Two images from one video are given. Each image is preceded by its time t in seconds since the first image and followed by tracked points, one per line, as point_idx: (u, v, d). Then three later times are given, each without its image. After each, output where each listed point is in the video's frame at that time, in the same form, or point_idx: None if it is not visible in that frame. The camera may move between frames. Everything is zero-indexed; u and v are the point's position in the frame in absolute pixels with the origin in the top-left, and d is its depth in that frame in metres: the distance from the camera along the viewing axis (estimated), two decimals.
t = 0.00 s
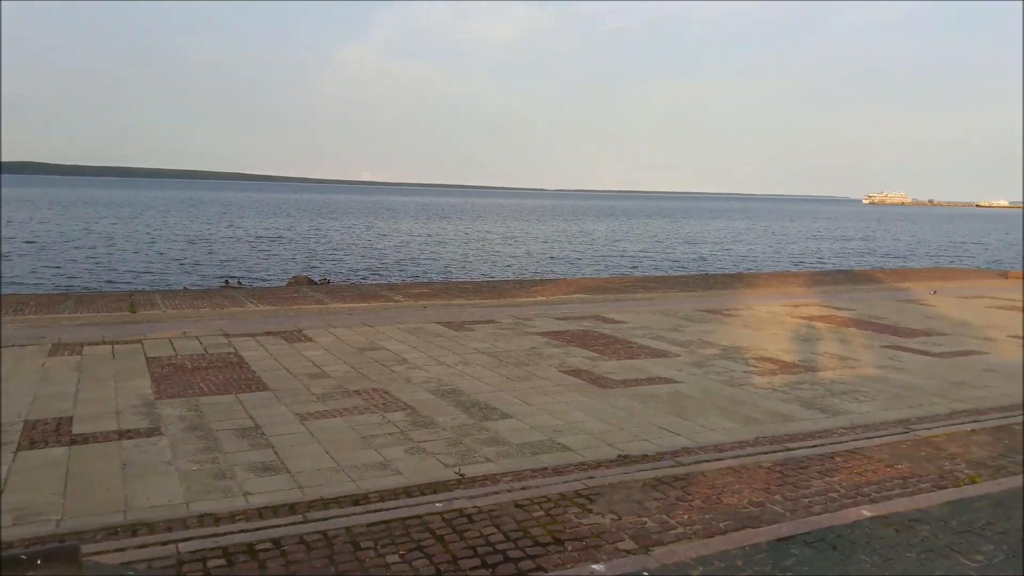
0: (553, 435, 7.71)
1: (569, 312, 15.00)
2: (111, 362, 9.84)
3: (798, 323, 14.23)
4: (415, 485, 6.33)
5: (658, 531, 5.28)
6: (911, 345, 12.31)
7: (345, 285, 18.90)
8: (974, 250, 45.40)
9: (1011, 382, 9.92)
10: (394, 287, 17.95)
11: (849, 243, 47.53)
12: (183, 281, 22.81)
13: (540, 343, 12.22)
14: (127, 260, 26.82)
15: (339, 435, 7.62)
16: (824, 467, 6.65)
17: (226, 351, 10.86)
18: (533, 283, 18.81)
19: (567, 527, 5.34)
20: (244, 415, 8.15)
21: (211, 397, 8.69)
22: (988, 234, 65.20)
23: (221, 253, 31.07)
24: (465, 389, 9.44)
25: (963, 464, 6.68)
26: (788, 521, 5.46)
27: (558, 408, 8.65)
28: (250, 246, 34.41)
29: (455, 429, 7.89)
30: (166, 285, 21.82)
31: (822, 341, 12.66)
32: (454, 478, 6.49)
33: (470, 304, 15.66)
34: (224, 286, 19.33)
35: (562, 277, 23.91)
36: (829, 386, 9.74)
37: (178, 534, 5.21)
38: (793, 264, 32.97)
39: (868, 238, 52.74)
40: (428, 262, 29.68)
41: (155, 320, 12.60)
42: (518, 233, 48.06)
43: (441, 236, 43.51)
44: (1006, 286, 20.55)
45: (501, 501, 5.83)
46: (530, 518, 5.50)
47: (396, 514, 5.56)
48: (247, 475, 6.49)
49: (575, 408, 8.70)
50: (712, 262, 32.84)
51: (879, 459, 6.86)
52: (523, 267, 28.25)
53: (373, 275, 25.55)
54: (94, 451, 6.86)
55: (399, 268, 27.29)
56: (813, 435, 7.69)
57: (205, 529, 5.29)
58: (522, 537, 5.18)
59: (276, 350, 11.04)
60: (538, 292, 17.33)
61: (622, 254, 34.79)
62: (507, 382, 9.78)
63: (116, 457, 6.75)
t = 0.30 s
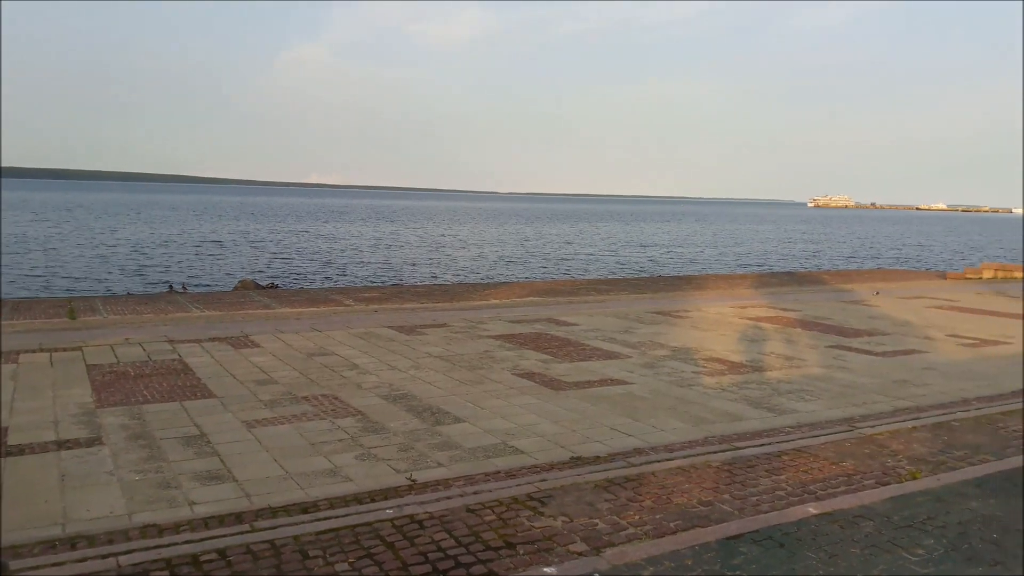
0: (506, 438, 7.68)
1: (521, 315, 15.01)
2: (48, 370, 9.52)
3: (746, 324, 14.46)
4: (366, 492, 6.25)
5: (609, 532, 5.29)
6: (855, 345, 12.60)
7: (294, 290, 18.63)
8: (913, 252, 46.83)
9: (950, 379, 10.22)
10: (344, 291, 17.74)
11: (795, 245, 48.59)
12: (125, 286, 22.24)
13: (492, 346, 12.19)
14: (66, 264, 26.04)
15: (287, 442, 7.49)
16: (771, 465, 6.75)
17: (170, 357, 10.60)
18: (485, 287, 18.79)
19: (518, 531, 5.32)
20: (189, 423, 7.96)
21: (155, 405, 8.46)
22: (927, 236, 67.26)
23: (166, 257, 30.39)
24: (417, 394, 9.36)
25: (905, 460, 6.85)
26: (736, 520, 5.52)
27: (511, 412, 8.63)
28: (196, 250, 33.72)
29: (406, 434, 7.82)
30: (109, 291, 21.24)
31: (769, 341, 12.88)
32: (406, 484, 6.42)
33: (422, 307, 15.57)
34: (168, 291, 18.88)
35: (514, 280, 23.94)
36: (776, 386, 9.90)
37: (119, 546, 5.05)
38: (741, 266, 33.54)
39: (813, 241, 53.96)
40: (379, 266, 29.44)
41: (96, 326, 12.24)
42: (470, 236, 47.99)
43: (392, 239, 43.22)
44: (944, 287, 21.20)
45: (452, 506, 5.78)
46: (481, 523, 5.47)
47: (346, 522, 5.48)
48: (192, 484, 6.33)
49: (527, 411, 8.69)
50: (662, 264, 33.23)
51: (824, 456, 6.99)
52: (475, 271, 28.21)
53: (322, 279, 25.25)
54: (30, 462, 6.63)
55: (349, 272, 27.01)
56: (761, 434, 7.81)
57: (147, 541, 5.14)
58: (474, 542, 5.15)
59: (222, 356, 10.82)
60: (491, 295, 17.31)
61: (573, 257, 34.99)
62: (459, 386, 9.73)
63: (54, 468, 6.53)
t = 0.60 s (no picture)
0: (458, 441, 7.65)
1: (473, 317, 14.97)
2: None
3: (696, 324, 14.64)
4: (315, 498, 6.15)
5: (561, 533, 5.29)
6: (801, 343, 12.85)
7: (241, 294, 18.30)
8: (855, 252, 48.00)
9: (892, 376, 10.48)
10: (292, 294, 17.49)
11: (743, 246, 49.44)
12: (64, 291, 21.61)
13: (443, 348, 12.13)
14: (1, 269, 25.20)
15: (235, 449, 7.34)
16: (720, 463, 6.84)
17: (112, 364, 10.31)
18: (437, 289, 18.71)
19: (470, 534, 5.29)
20: (132, 432, 7.74)
21: (95, 414, 8.21)
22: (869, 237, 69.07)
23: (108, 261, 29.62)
24: (368, 398, 9.26)
25: (850, 456, 6.99)
26: (686, 518, 5.57)
27: (463, 414, 8.60)
28: (139, 254, 32.92)
29: (357, 439, 7.72)
30: (47, 296, 20.59)
31: (718, 341, 13.06)
32: (357, 489, 6.34)
33: (372, 311, 15.42)
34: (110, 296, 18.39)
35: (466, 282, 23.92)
36: (725, 384, 10.04)
37: (56, 560, 4.88)
38: (690, 267, 34.01)
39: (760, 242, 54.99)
40: (329, 269, 29.10)
41: (33, 333, 11.85)
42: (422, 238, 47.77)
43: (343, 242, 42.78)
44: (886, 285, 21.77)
45: (403, 511, 5.73)
46: (432, 527, 5.42)
47: (295, 529, 5.38)
48: (134, 495, 6.16)
49: (479, 413, 8.66)
50: (613, 265, 33.51)
51: (772, 454, 7.10)
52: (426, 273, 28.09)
53: (270, 282, 24.88)
54: None
55: (298, 275, 26.67)
56: (710, 432, 7.90)
57: (87, 554, 4.98)
58: (425, 547, 5.10)
59: (167, 362, 10.56)
60: (443, 297, 17.26)
61: (525, 258, 35.05)
62: (411, 389, 9.66)
63: None
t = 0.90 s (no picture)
0: (408, 442, 7.58)
1: (423, 316, 14.87)
2: None
3: (645, 321, 14.76)
4: (262, 501, 6.03)
5: (511, 531, 5.28)
6: (748, 339, 13.07)
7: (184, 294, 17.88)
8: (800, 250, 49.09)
9: (835, 370, 10.73)
10: (237, 294, 17.15)
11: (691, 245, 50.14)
12: None
13: (393, 348, 12.03)
14: None
15: (178, 453, 7.16)
16: (668, 458, 6.90)
17: (49, 367, 9.98)
18: (387, 288, 18.54)
19: (420, 535, 5.25)
20: (70, 436, 7.49)
21: (31, 419, 7.93)
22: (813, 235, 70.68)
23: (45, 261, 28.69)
24: (316, 399, 9.13)
25: (793, 449, 7.13)
26: (635, 513, 5.61)
27: (413, 414, 8.53)
28: (78, 253, 31.97)
29: (304, 441, 7.60)
30: None
31: (667, 337, 13.19)
32: (305, 492, 6.24)
33: (321, 311, 15.21)
34: (47, 297, 17.81)
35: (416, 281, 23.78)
36: (673, 380, 10.15)
37: None
38: (639, 265, 34.36)
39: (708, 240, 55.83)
40: (276, 268, 28.63)
41: None
42: (371, 236, 47.37)
43: (291, 241, 42.10)
44: (828, 282, 22.30)
45: (352, 512, 5.65)
46: (381, 529, 5.36)
47: (240, 534, 5.26)
48: (73, 501, 5.96)
49: (429, 413, 8.60)
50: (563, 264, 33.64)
51: (718, 448, 7.20)
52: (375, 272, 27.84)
53: (215, 282, 24.39)
54: None
55: (244, 275, 26.19)
56: (659, 428, 7.98)
57: (21, 563, 4.80)
58: (374, 549, 5.04)
59: (107, 365, 10.26)
60: (392, 297, 17.12)
61: (476, 257, 35.00)
62: (360, 390, 9.55)
63: None
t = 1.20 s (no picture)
0: (359, 440, 7.49)
1: (373, 313, 14.73)
2: None
3: (597, 317, 14.84)
4: (208, 503, 5.90)
5: (462, 529, 5.25)
6: (697, 334, 13.23)
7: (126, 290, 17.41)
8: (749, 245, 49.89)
9: (782, 363, 10.92)
10: (182, 291, 16.75)
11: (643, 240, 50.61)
12: None
13: (343, 345, 11.88)
14: None
15: (120, 455, 6.95)
16: (619, 452, 6.94)
17: None
18: (337, 284, 18.32)
19: (369, 535, 5.18)
20: (5, 439, 7.22)
21: None
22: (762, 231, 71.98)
23: None
24: (264, 398, 8.96)
25: (741, 442, 7.23)
26: (586, 508, 5.63)
27: (363, 412, 8.43)
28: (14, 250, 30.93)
29: (251, 441, 7.45)
30: None
31: (618, 332, 13.28)
32: (252, 492, 6.12)
33: (269, 308, 14.95)
34: None
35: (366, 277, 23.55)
36: (625, 375, 10.22)
37: None
38: (591, 261, 34.55)
39: (658, 236, 56.43)
40: (223, 264, 28.07)
41: None
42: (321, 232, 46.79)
43: (238, 237, 41.37)
44: (775, 277, 22.71)
45: (300, 513, 5.55)
46: (330, 529, 5.28)
47: (183, 537, 5.13)
48: (7, 506, 5.74)
49: (380, 410, 8.52)
50: (515, 260, 33.66)
51: (668, 441, 7.26)
52: (324, 269, 27.54)
53: (158, 279, 23.84)
54: None
55: (188, 271, 25.65)
56: (611, 422, 8.02)
57: None
58: (322, 550, 4.96)
59: (44, 365, 9.93)
60: (342, 293, 16.92)
61: (428, 253, 34.81)
62: (309, 388, 9.41)
63: None
